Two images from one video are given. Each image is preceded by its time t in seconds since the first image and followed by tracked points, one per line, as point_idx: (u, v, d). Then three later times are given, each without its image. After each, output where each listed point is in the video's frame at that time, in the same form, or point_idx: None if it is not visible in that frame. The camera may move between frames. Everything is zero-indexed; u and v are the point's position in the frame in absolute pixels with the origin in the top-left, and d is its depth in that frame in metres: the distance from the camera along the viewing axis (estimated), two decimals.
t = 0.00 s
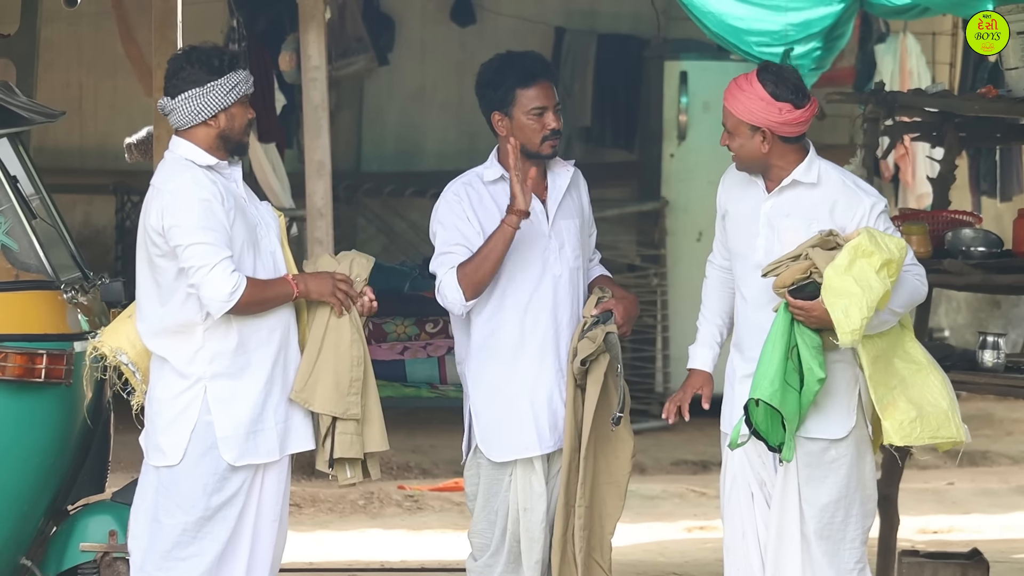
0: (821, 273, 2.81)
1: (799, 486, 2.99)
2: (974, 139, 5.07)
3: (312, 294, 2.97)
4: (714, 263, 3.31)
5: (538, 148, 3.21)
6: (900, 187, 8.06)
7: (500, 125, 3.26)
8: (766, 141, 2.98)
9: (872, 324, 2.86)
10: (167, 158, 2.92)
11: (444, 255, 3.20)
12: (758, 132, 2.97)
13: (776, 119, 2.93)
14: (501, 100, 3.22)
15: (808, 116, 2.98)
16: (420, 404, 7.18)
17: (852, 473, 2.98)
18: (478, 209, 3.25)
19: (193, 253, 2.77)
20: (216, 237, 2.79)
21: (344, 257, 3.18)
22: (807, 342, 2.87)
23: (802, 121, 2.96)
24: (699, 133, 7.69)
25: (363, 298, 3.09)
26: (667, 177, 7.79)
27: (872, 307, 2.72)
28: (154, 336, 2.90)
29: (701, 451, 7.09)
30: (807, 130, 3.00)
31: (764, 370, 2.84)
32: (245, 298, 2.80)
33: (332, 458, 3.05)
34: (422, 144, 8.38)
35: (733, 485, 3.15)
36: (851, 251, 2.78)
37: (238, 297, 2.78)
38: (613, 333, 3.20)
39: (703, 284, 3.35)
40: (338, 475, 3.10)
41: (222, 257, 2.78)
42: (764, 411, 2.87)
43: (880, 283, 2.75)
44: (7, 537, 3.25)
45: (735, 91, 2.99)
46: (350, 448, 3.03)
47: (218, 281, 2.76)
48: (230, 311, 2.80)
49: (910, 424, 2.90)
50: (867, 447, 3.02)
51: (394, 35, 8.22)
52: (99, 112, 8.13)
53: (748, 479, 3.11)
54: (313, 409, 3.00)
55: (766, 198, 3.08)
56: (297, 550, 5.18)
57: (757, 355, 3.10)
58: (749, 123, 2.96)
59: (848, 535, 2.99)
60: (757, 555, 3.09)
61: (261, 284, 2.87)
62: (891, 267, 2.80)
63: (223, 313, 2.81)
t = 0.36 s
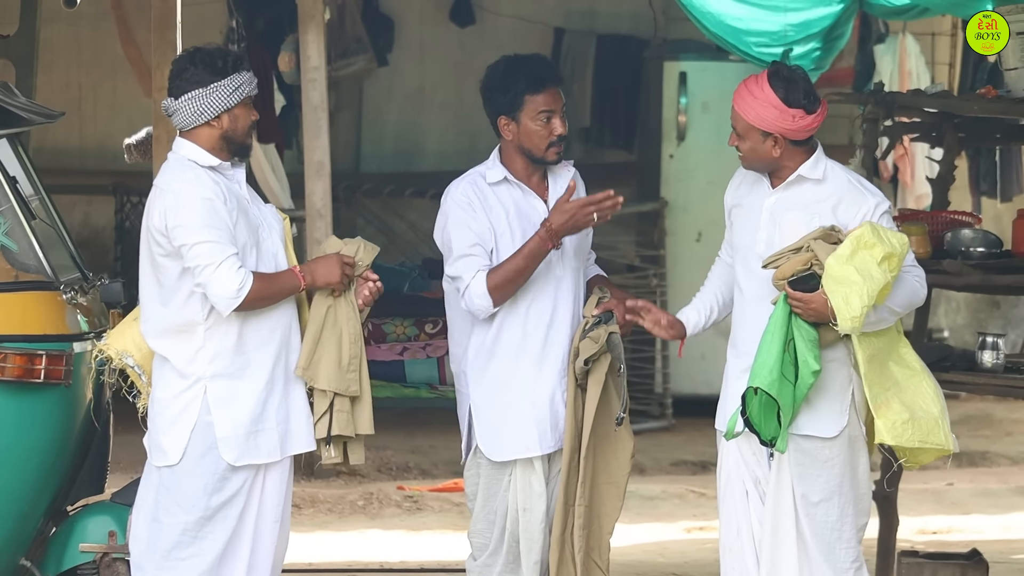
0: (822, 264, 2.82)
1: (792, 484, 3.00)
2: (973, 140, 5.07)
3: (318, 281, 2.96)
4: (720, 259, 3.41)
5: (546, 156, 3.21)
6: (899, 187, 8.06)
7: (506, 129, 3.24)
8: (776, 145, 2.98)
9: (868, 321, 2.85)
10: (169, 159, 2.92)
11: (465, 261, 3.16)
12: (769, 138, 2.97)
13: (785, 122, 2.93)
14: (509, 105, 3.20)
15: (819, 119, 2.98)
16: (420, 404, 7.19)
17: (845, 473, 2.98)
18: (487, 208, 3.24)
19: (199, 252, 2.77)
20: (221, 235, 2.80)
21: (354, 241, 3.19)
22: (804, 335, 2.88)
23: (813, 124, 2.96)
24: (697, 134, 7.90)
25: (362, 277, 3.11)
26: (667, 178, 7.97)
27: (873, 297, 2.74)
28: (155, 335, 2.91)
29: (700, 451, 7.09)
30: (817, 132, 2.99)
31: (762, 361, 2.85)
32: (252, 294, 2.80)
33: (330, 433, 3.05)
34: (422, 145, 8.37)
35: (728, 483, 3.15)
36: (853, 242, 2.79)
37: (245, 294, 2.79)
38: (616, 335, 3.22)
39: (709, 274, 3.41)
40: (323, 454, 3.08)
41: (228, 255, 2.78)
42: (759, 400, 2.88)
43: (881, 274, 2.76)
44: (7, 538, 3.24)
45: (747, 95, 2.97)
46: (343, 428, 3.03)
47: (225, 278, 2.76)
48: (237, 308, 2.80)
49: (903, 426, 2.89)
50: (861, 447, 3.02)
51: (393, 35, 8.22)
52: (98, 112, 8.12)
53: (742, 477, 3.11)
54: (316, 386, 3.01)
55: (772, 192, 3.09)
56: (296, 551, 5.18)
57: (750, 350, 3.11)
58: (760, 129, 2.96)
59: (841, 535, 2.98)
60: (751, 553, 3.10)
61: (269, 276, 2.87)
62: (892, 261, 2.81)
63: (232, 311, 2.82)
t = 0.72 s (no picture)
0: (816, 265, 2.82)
1: (790, 482, 3.00)
2: (971, 140, 5.07)
3: (327, 268, 2.98)
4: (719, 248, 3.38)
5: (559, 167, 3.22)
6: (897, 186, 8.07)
7: (522, 134, 3.25)
8: (771, 146, 2.98)
9: (863, 321, 2.86)
10: (176, 159, 2.92)
11: (483, 265, 3.16)
12: (762, 138, 2.97)
13: (779, 124, 2.93)
14: (529, 112, 3.19)
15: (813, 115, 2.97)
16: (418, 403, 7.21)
17: (844, 471, 2.98)
18: (504, 208, 3.23)
19: (218, 243, 2.77)
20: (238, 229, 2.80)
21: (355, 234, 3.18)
22: (799, 334, 2.88)
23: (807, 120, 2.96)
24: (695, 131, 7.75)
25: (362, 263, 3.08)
26: (665, 177, 7.88)
27: (865, 299, 2.73)
28: (162, 330, 2.91)
29: (699, 450, 7.09)
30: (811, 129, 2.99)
31: (750, 360, 2.86)
32: (275, 281, 2.83)
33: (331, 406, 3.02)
34: (420, 145, 8.37)
35: (725, 482, 3.15)
36: (847, 243, 2.78)
37: (269, 283, 2.81)
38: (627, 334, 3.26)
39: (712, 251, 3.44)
40: (319, 430, 3.04)
41: (247, 246, 2.79)
42: (751, 400, 2.88)
43: (874, 276, 2.74)
44: (4, 537, 3.24)
45: (739, 101, 2.97)
46: (342, 395, 3.01)
47: (249, 267, 2.77)
48: (263, 296, 2.82)
49: (897, 426, 2.89)
50: (859, 446, 3.01)
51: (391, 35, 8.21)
52: (96, 112, 8.12)
53: (740, 475, 3.12)
54: (310, 352, 2.97)
55: (769, 194, 3.10)
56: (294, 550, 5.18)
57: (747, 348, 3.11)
58: (752, 130, 2.96)
59: (840, 534, 2.98)
60: (747, 552, 3.10)
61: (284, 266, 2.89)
62: (886, 262, 2.79)
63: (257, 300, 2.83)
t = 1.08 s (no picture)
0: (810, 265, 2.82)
1: (792, 481, 3.00)
2: (971, 140, 5.06)
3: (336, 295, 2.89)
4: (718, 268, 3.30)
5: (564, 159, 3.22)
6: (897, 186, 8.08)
7: (530, 128, 3.26)
8: (757, 149, 3.00)
9: (863, 315, 2.86)
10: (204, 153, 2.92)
11: (462, 260, 3.24)
12: (749, 144, 2.99)
13: (762, 127, 2.95)
14: (533, 104, 3.22)
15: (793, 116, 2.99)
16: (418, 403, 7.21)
17: (846, 469, 2.98)
18: (503, 208, 3.25)
19: (214, 249, 2.76)
20: (240, 238, 2.78)
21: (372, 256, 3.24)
22: (800, 335, 2.88)
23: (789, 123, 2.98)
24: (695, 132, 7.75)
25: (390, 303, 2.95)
26: (665, 177, 7.84)
27: (857, 296, 2.73)
28: (173, 330, 2.90)
29: (699, 450, 7.09)
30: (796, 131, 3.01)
31: (756, 362, 2.87)
32: (260, 295, 2.77)
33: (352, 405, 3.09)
34: (420, 145, 8.37)
35: (729, 481, 3.17)
36: (837, 241, 2.79)
37: (251, 295, 2.76)
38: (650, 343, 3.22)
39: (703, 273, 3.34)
40: (338, 429, 3.11)
41: (240, 256, 2.76)
42: (758, 403, 2.90)
43: (865, 273, 2.74)
44: (4, 537, 3.24)
45: (721, 108, 3.00)
46: (366, 391, 3.09)
47: (233, 276, 2.74)
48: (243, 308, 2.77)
49: (909, 417, 2.89)
50: (861, 444, 3.01)
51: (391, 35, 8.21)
52: (96, 112, 8.11)
53: (744, 475, 3.13)
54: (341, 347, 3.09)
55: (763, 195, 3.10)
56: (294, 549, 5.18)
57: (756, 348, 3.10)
58: (738, 136, 2.98)
59: (842, 536, 2.98)
60: (750, 551, 3.11)
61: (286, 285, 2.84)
62: (880, 258, 2.78)
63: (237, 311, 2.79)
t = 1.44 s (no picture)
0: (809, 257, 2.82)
1: (788, 479, 3.00)
2: (970, 139, 5.06)
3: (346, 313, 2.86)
4: (717, 267, 3.33)
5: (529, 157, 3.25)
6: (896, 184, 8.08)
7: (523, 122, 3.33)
8: (773, 126, 3.00)
9: (859, 313, 2.85)
10: (223, 148, 2.91)
11: (470, 251, 3.33)
12: (766, 116, 2.99)
13: (789, 102, 2.96)
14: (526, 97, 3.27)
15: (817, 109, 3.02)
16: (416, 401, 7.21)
17: (843, 467, 2.98)
18: (506, 204, 3.29)
19: (235, 248, 2.75)
20: (263, 240, 2.77)
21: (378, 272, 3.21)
22: (795, 329, 2.89)
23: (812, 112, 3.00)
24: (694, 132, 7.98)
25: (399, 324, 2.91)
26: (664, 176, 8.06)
27: (856, 288, 2.73)
28: (195, 326, 2.88)
29: (697, 449, 7.10)
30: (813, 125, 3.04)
31: (745, 352, 2.90)
32: (274, 302, 2.76)
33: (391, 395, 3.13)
34: (418, 143, 8.36)
35: (725, 482, 3.15)
36: (838, 233, 2.79)
37: (266, 299, 2.74)
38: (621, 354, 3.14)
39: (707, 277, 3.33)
40: (378, 419, 3.13)
41: (260, 259, 2.75)
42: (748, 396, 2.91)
43: (864, 265, 2.75)
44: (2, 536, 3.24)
45: (749, 73, 3.02)
46: (400, 382, 3.14)
47: (250, 279, 2.73)
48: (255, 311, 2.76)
49: (897, 418, 2.89)
50: (856, 444, 3.02)
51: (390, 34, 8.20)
52: (94, 110, 8.11)
53: (739, 475, 3.11)
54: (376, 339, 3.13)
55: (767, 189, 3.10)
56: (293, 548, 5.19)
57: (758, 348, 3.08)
58: (757, 105, 2.99)
59: (838, 533, 2.98)
60: (747, 551, 3.09)
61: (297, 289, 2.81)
62: (879, 253, 2.79)
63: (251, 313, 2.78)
